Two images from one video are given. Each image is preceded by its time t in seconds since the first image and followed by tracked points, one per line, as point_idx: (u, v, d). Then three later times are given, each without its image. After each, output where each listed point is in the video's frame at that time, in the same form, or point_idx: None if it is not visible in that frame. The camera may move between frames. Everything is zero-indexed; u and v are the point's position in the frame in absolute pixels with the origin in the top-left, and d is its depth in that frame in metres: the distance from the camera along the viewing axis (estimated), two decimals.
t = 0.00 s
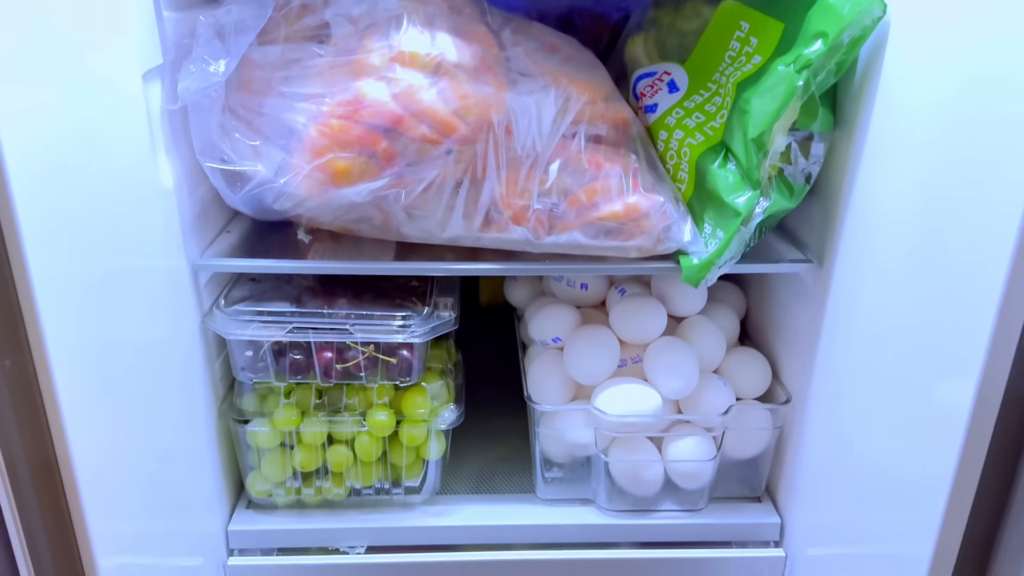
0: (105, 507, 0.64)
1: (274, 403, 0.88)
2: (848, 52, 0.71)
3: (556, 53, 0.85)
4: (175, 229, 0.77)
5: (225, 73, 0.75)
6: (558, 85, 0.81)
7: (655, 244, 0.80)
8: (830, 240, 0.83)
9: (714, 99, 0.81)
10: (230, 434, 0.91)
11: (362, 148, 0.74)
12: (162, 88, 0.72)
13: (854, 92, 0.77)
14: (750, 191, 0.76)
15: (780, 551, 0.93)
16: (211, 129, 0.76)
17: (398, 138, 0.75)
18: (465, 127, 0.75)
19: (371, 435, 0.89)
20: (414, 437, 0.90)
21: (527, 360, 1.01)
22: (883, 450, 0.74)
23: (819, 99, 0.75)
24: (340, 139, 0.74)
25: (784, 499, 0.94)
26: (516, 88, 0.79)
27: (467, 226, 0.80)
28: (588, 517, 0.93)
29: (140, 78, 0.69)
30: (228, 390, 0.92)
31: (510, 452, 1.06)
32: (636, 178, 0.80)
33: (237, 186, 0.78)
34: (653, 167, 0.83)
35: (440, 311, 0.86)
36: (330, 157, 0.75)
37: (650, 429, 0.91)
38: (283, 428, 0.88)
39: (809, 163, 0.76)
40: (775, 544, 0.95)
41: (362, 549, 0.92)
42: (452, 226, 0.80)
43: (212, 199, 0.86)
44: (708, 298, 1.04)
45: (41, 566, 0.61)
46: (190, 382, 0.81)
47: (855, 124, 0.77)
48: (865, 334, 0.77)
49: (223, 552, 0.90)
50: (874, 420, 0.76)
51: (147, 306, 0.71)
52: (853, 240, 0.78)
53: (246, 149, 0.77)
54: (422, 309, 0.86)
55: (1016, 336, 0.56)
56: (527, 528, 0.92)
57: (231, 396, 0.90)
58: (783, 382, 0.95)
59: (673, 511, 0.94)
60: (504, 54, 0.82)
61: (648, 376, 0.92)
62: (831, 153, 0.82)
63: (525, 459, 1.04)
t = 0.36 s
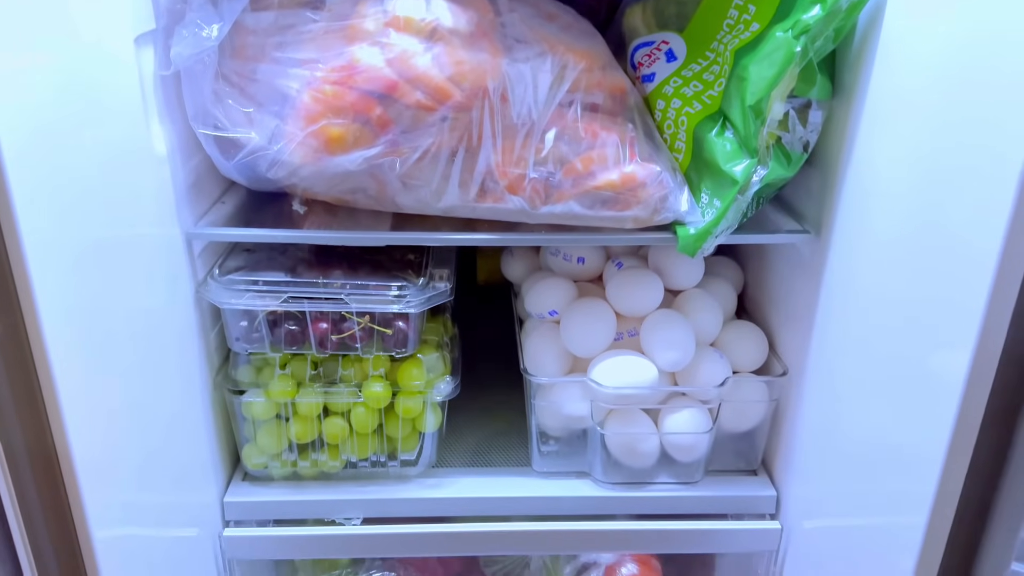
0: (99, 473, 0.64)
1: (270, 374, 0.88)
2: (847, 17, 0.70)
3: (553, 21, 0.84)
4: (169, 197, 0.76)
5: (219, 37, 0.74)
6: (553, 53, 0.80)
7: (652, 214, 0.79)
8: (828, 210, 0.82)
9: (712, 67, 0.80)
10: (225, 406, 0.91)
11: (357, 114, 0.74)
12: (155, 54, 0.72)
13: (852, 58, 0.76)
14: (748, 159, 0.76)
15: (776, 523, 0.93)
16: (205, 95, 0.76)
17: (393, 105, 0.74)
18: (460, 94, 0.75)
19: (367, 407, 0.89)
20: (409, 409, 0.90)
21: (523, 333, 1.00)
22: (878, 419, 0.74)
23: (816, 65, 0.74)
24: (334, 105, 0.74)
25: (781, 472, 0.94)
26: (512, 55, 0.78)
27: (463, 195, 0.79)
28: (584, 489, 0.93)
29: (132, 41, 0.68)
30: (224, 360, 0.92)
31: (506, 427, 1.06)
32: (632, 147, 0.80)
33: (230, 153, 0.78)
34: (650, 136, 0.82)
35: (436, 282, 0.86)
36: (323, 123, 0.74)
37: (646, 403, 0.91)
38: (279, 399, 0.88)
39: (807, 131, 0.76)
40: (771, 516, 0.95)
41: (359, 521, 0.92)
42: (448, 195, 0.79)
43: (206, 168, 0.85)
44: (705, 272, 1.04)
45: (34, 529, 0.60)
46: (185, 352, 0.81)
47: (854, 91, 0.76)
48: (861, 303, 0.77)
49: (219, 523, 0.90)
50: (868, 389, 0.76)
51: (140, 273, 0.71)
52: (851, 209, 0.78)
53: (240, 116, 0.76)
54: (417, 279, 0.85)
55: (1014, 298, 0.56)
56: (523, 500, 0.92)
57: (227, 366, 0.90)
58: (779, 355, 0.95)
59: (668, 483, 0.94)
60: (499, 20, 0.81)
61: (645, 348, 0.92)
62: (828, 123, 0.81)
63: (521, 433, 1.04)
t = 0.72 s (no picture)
0: (98, 456, 0.64)
1: (269, 361, 0.89)
2: (846, 4, 0.70)
3: (552, 8, 0.84)
4: (169, 184, 0.76)
5: (219, 24, 0.74)
6: (552, 40, 0.80)
7: (650, 202, 0.79)
8: (826, 198, 0.82)
9: (710, 55, 0.80)
10: (225, 393, 0.92)
11: (356, 101, 0.75)
12: (154, 40, 0.72)
13: (850, 46, 0.77)
14: (746, 147, 0.76)
15: (773, 510, 0.93)
16: (204, 82, 0.76)
17: (392, 92, 0.75)
18: (459, 81, 0.75)
19: (366, 394, 0.89)
20: (409, 396, 0.90)
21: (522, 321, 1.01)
22: (874, 406, 0.74)
23: (815, 53, 0.74)
24: (333, 92, 0.74)
25: (778, 459, 0.94)
26: (511, 41, 0.78)
27: (462, 182, 0.79)
28: (582, 476, 0.94)
29: (132, 27, 0.68)
30: (224, 347, 0.92)
31: (505, 415, 1.06)
32: (631, 135, 0.80)
33: (229, 140, 0.78)
34: (649, 124, 0.82)
35: (435, 270, 0.86)
36: (322, 110, 0.75)
37: (645, 390, 0.91)
38: (279, 386, 0.88)
39: (806, 119, 0.77)
40: (768, 503, 0.95)
41: (358, 507, 0.92)
42: (447, 182, 0.79)
43: (206, 155, 0.85)
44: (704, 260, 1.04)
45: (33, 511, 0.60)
46: (184, 338, 0.81)
47: (852, 78, 0.76)
48: (858, 290, 0.77)
49: (219, 509, 0.90)
50: (865, 376, 0.76)
51: (140, 259, 0.71)
52: (848, 197, 0.78)
53: (239, 103, 0.76)
54: (416, 266, 0.85)
55: (1010, 283, 0.56)
56: (522, 486, 0.92)
57: (226, 353, 0.91)
58: (777, 343, 0.95)
59: (666, 471, 0.95)
60: (498, 7, 0.81)
61: (643, 336, 0.92)
62: (827, 111, 0.81)
63: (520, 421, 1.05)
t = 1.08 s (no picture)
0: (107, 449, 0.64)
1: (276, 355, 0.89)
2: None
3: (558, 3, 0.84)
4: (176, 179, 0.76)
5: (226, 19, 0.74)
6: (558, 35, 0.80)
7: (656, 197, 0.80)
8: (831, 192, 0.83)
9: (716, 50, 0.81)
10: (232, 386, 0.92)
11: (363, 96, 0.75)
12: (162, 35, 0.72)
13: (856, 42, 0.77)
14: (751, 142, 0.77)
15: (777, 504, 0.94)
16: (212, 77, 0.76)
17: (399, 87, 0.75)
18: (466, 76, 0.75)
19: (372, 388, 0.90)
20: (415, 390, 0.90)
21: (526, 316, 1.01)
22: (878, 400, 0.75)
23: (821, 48, 0.75)
24: (340, 87, 0.75)
25: (782, 453, 0.95)
26: (517, 36, 0.78)
27: (468, 177, 0.80)
28: (587, 470, 0.94)
29: (140, 22, 0.68)
30: (230, 341, 0.93)
31: (509, 409, 1.07)
32: (637, 130, 0.80)
33: (237, 135, 0.78)
34: (654, 119, 0.83)
35: (441, 264, 0.86)
36: (330, 105, 0.75)
37: (650, 385, 0.90)
38: (285, 380, 0.88)
39: (811, 114, 0.77)
40: (772, 497, 0.96)
41: (364, 501, 0.93)
42: (453, 177, 0.80)
43: (212, 150, 0.85)
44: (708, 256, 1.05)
45: (45, 503, 0.61)
46: (192, 332, 0.81)
47: (857, 74, 0.76)
48: (863, 285, 0.77)
49: (225, 503, 0.91)
50: (869, 370, 0.76)
51: (148, 253, 0.71)
52: (853, 192, 0.78)
53: (247, 99, 0.77)
54: (423, 261, 0.86)
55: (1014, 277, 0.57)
56: (526, 480, 0.93)
57: (233, 348, 0.91)
58: (781, 338, 0.96)
59: (671, 465, 0.95)
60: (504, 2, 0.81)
61: (648, 330, 0.93)
62: (832, 106, 0.82)
63: (524, 415, 1.05)
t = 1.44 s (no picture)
0: (121, 440, 0.65)
1: (286, 350, 0.90)
2: None
3: None
4: (188, 174, 0.77)
5: (238, 14, 0.75)
6: (567, 31, 0.81)
7: (664, 191, 0.80)
8: (839, 186, 0.83)
9: (724, 45, 0.81)
10: (242, 380, 0.93)
11: (374, 91, 0.75)
12: (175, 30, 0.73)
13: (863, 36, 0.77)
14: (760, 136, 0.77)
15: (785, 498, 0.94)
16: (224, 73, 0.77)
17: (409, 82, 0.75)
18: (475, 71, 0.76)
19: (381, 383, 0.90)
20: (424, 384, 0.91)
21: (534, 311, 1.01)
22: (886, 393, 0.75)
23: (828, 42, 0.75)
24: (351, 82, 0.75)
25: (790, 447, 0.95)
26: (526, 32, 0.79)
27: (477, 172, 0.80)
28: (595, 464, 0.95)
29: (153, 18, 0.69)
30: (241, 336, 0.93)
31: (517, 405, 1.07)
32: (645, 125, 0.80)
33: (248, 130, 0.79)
34: (662, 114, 0.83)
35: (450, 259, 0.87)
36: (341, 100, 0.76)
37: (657, 379, 0.91)
38: (295, 374, 0.89)
39: (819, 108, 0.77)
40: (780, 491, 0.96)
41: (374, 494, 0.93)
42: (463, 172, 0.80)
43: (223, 145, 0.86)
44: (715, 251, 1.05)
45: (60, 493, 0.61)
46: (203, 326, 0.82)
47: (865, 69, 0.77)
48: (871, 278, 0.77)
49: (236, 497, 0.91)
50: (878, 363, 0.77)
51: (161, 247, 0.72)
52: (860, 185, 0.79)
53: (258, 94, 0.78)
54: (432, 255, 0.86)
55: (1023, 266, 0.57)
56: (535, 474, 0.93)
57: (244, 342, 0.92)
58: (789, 333, 0.96)
59: (679, 459, 0.95)
60: None
61: (656, 324, 0.93)
62: (839, 102, 0.82)
63: (532, 410, 1.06)
